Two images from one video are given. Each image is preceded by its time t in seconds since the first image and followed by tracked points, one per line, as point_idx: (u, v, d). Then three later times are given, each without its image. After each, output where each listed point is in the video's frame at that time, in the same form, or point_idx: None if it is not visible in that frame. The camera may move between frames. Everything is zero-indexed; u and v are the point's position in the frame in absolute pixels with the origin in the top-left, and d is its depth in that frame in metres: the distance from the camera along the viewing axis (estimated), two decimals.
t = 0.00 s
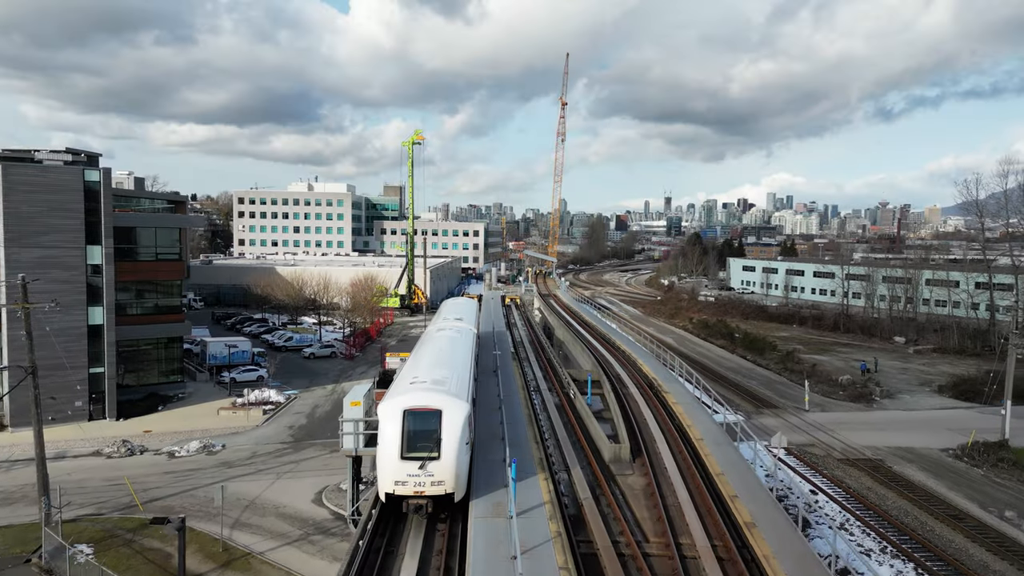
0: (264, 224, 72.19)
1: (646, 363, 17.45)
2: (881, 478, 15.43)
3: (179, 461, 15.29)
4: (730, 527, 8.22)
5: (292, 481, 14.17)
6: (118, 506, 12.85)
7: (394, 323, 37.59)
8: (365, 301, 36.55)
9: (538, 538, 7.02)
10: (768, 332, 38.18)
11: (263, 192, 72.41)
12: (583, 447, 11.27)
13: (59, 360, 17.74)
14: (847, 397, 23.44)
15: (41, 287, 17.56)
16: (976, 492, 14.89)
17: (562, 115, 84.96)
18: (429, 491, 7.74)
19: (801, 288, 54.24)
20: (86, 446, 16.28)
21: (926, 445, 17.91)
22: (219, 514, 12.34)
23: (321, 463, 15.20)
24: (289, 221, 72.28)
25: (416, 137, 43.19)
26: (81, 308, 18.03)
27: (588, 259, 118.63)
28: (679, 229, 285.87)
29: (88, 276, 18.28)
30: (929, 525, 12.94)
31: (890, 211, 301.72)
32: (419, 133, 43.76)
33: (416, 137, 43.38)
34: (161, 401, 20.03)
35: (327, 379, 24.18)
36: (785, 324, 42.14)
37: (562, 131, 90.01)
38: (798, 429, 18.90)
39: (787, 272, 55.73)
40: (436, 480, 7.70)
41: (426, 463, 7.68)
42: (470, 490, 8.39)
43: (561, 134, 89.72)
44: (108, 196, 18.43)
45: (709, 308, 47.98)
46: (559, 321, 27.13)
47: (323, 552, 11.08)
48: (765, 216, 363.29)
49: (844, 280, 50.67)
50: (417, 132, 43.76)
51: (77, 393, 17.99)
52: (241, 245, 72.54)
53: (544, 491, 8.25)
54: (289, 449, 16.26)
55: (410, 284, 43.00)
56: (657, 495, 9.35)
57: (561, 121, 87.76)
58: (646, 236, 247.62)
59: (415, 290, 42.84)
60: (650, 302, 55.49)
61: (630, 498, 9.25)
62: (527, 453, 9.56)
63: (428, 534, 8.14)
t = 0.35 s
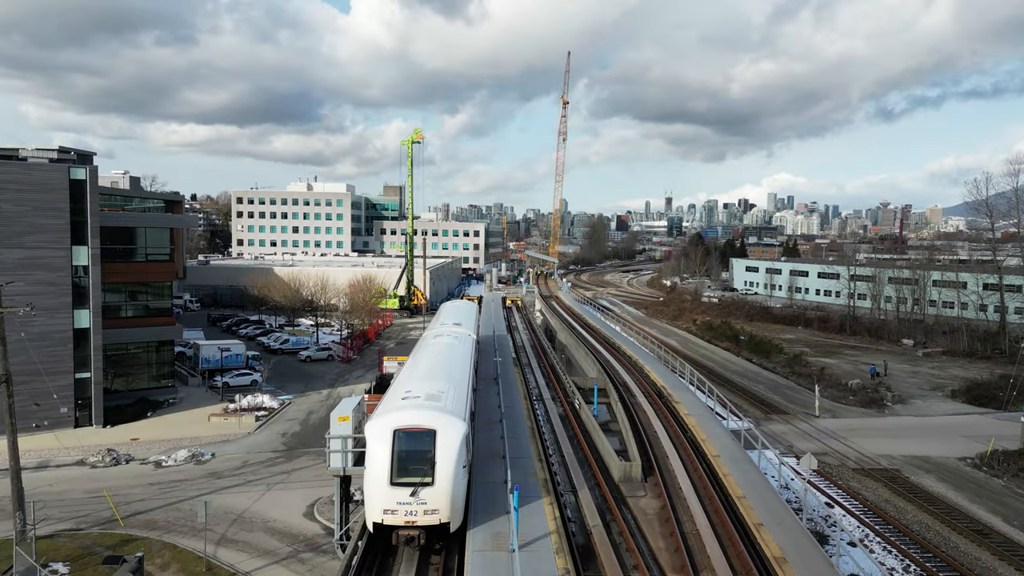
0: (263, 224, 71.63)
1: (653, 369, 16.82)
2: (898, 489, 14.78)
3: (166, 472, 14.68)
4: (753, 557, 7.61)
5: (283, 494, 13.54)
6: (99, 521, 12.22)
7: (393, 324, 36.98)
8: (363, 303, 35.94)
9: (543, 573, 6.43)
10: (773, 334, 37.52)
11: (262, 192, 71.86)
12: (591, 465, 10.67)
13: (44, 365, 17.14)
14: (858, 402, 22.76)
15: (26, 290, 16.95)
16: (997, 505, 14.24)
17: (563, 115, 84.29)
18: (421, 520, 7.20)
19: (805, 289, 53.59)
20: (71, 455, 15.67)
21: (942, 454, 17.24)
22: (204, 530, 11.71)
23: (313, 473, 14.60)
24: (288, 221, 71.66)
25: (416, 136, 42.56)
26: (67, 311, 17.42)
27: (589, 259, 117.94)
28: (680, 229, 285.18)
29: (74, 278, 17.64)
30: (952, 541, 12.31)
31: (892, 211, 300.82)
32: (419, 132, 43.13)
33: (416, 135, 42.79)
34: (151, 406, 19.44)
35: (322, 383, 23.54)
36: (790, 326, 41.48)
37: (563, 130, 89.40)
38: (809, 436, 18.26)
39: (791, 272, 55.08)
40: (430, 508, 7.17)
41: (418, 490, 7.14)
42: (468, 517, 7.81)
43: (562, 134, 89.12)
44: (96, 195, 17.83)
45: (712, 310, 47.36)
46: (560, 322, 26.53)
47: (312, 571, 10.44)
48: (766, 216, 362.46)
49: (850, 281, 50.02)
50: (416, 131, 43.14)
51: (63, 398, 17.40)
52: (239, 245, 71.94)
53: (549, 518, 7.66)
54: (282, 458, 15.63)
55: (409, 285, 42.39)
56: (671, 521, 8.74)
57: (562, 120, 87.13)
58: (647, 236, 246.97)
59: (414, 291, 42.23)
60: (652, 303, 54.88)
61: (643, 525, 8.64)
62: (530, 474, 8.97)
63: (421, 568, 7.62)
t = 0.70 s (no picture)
0: (261, 224, 70.96)
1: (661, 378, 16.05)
2: (921, 502, 14.00)
3: (149, 485, 13.93)
4: None
5: (271, 509, 12.82)
6: (74, 540, 11.46)
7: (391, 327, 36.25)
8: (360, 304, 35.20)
9: None
10: (779, 337, 36.77)
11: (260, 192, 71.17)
12: (601, 489, 9.93)
13: (23, 371, 16.40)
14: (870, 408, 21.97)
15: (6, 293, 16.21)
16: None
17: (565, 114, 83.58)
18: (410, 564, 6.48)
19: (810, 290, 52.82)
20: (50, 466, 14.91)
21: (963, 464, 16.45)
22: (184, 552, 10.97)
23: (304, 486, 13.88)
24: (286, 221, 70.98)
25: (416, 134, 41.81)
26: (49, 314, 16.68)
27: (590, 260, 117.19)
28: (681, 229, 284.40)
29: (56, 281, 16.89)
30: (982, 561, 11.54)
31: (894, 212, 300.02)
32: (418, 130, 42.40)
33: (415, 134, 42.07)
34: (138, 414, 18.69)
35: (317, 388, 22.79)
36: (796, 329, 40.73)
37: (564, 130, 88.65)
38: (821, 445, 17.48)
39: (795, 273, 54.33)
40: (420, 550, 6.45)
41: (406, 529, 6.43)
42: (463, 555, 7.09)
43: (564, 134, 88.40)
44: (80, 195, 17.11)
45: (716, 311, 46.60)
46: (563, 326, 25.79)
47: None
48: (768, 216, 361.52)
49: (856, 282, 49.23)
50: (416, 130, 42.39)
51: (44, 406, 16.67)
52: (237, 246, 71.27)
53: (555, 558, 6.92)
54: (271, 470, 14.89)
55: (408, 286, 41.65)
56: (692, 554, 8.02)
57: (563, 120, 86.40)
58: (648, 237, 246.29)
59: (413, 292, 41.49)
60: (654, 305, 54.14)
61: (660, 561, 7.92)
62: (534, 501, 8.23)
63: None
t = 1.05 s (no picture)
0: (259, 224, 70.17)
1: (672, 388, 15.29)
2: (947, 518, 13.19)
3: (128, 501, 13.14)
4: None
5: (257, 527, 12.03)
6: (42, 563, 10.66)
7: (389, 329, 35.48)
8: (358, 306, 34.37)
9: None
10: (786, 339, 35.93)
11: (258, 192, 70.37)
12: (613, 519, 9.18)
13: None
14: (885, 415, 21.15)
15: None
16: None
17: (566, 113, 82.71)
18: None
19: (816, 291, 51.97)
20: (25, 479, 14.10)
21: (986, 477, 15.63)
22: None
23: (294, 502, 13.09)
24: (285, 221, 70.16)
25: (415, 133, 41.02)
26: (27, 318, 15.89)
27: (591, 259, 116.22)
28: (682, 230, 283.52)
29: (37, 284, 16.12)
30: None
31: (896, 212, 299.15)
32: (417, 128, 41.57)
33: (415, 133, 41.28)
34: (123, 422, 17.90)
35: (310, 394, 22.00)
36: (803, 331, 39.89)
37: (565, 129, 87.74)
38: (837, 454, 16.67)
39: (800, 274, 53.47)
40: None
41: None
42: None
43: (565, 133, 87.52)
44: (60, 193, 16.35)
45: (721, 313, 45.74)
46: (566, 330, 24.99)
47: None
48: (769, 216, 360.54)
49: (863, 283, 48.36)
50: (414, 128, 41.57)
51: (21, 415, 15.86)
52: (235, 246, 70.47)
53: None
54: (259, 484, 14.11)
55: (406, 288, 40.85)
56: None
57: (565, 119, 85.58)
58: (649, 237, 245.40)
59: (412, 294, 40.69)
60: (657, 306, 53.29)
61: None
62: (539, 537, 7.48)
63: None
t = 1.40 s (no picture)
0: (257, 224, 69.35)
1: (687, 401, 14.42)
2: (980, 540, 12.27)
3: (104, 519, 12.28)
4: None
5: (239, 550, 11.16)
6: None
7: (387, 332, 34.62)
8: (355, 307, 33.52)
9: None
10: (793, 342, 35.03)
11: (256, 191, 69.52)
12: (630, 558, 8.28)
13: None
14: (901, 423, 20.27)
15: None
16: None
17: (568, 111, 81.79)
18: None
19: (822, 293, 51.08)
20: None
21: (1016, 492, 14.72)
22: None
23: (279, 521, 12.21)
24: (283, 221, 69.35)
25: (414, 130, 40.11)
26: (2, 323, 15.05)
27: (592, 260, 115.31)
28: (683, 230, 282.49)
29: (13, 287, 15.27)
30: None
31: (897, 212, 298.33)
32: (415, 126, 40.67)
33: (413, 131, 40.43)
34: (105, 431, 17.06)
35: (304, 400, 21.14)
36: (810, 333, 38.98)
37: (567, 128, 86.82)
38: (856, 467, 15.78)
39: (806, 275, 52.55)
40: None
41: None
42: None
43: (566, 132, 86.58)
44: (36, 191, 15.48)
45: (726, 315, 44.85)
46: (570, 334, 24.11)
47: None
48: (770, 216, 359.39)
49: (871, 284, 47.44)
50: (413, 126, 40.65)
51: None
52: (233, 246, 69.69)
53: None
54: (244, 500, 13.25)
55: (405, 289, 39.97)
56: None
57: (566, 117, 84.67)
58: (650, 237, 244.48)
59: (411, 295, 39.84)
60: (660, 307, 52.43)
61: None
62: None
63: None
